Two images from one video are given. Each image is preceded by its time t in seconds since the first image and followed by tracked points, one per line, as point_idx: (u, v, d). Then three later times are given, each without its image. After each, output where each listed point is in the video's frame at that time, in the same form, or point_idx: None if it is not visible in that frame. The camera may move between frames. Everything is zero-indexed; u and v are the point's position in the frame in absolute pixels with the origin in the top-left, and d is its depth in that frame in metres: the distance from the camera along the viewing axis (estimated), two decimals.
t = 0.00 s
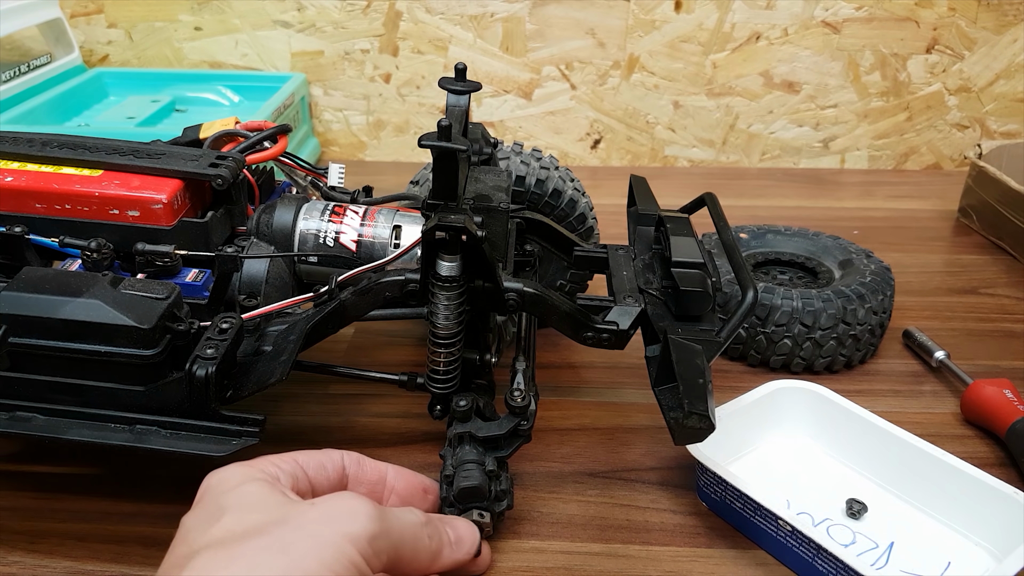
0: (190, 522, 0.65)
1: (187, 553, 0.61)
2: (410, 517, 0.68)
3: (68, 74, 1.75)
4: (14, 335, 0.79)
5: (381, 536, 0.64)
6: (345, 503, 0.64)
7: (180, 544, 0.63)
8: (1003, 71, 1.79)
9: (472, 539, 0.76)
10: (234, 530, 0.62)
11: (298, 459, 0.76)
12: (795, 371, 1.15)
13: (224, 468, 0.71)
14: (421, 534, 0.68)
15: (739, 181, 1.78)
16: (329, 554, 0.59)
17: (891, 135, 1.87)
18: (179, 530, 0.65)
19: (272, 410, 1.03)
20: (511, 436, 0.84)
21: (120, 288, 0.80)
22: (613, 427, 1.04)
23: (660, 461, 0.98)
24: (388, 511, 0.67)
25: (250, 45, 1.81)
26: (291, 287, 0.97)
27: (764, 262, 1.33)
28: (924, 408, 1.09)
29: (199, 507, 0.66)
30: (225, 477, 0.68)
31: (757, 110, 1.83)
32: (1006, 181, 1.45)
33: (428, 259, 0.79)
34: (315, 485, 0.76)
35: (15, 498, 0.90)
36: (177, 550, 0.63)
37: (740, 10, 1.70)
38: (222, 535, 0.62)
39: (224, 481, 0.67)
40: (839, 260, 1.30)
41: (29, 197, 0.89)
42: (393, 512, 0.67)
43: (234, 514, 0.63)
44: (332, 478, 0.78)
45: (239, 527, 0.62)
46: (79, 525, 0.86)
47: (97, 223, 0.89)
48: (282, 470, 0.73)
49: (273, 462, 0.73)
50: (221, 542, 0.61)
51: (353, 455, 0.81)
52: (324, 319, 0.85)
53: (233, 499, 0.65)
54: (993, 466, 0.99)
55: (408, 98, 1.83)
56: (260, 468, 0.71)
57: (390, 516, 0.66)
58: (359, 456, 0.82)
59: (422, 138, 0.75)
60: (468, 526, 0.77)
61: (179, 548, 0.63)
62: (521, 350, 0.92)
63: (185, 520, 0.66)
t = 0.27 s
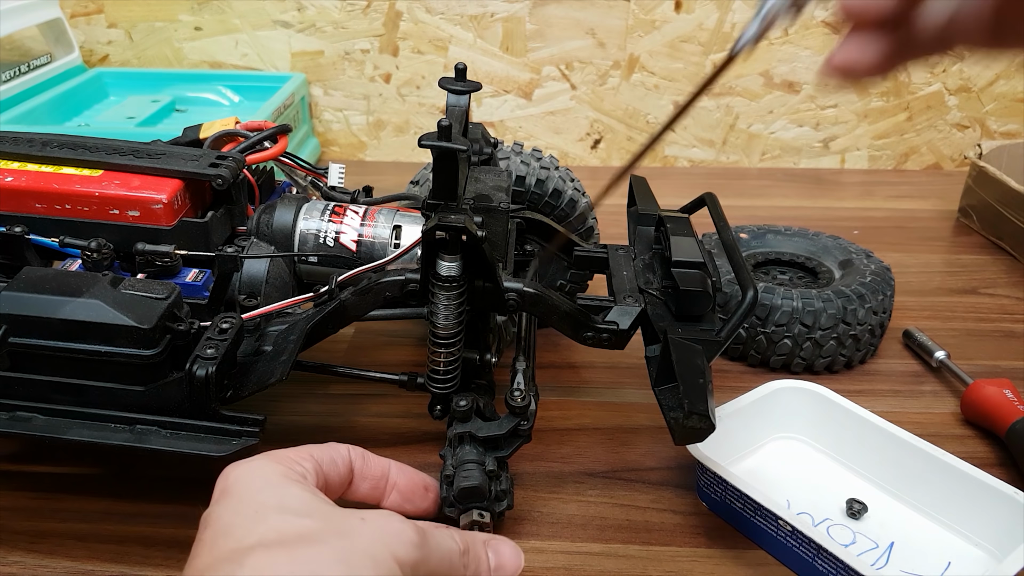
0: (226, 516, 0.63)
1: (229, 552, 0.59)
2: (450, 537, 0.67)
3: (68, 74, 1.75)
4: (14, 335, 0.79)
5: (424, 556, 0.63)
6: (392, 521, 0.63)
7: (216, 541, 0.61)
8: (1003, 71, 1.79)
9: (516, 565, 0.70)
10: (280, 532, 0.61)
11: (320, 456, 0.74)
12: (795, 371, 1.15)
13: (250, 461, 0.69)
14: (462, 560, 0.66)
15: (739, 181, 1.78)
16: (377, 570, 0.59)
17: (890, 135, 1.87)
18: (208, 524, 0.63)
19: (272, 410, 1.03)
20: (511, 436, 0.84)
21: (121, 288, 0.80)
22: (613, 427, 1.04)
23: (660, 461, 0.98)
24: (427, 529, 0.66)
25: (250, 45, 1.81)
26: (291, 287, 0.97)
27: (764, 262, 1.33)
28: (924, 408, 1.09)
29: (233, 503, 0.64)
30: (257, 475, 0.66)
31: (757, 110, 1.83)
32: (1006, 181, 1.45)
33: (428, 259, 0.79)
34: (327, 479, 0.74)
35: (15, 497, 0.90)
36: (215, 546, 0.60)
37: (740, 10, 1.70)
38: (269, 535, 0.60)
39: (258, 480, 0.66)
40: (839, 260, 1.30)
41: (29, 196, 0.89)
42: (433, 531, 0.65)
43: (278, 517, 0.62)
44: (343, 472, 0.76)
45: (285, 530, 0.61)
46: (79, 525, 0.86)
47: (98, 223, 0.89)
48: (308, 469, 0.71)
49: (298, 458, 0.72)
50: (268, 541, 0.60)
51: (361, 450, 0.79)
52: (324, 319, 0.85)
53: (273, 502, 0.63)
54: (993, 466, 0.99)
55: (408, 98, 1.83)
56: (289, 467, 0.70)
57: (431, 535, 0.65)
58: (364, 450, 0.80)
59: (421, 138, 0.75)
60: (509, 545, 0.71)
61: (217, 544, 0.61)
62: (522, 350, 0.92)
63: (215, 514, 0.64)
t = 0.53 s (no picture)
0: (230, 516, 0.62)
1: (238, 550, 0.59)
2: (447, 529, 0.69)
3: (68, 74, 1.75)
4: (13, 335, 0.78)
5: (430, 548, 0.64)
6: (398, 515, 0.64)
7: (222, 540, 0.60)
8: (1003, 71, 1.79)
9: (507, 548, 0.74)
10: (289, 530, 0.60)
11: (319, 456, 0.74)
12: (795, 371, 1.15)
13: (247, 463, 0.69)
14: (461, 550, 0.68)
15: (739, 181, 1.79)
16: (389, 563, 0.59)
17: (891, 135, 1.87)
18: (210, 526, 0.62)
19: (271, 410, 1.03)
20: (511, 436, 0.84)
21: (121, 288, 0.80)
22: (613, 427, 1.04)
23: (660, 461, 0.98)
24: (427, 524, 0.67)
25: (250, 45, 1.81)
26: (291, 286, 0.97)
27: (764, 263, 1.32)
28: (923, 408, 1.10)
29: (236, 504, 0.63)
30: (259, 476, 0.66)
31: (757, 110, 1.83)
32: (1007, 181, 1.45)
33: (428, 259, 0.79)
34: (327, 480, 0.74)
35: (15, 498, 0.90)
36: (222, 546, 0.60)
37: (740, 10, 1.70)
38: (278, 533, 0.60)
39: (261, 480, 0.66)
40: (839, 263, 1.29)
41: (29, 196, 0.89)
42: (433, 526, 0.67)
43: (286, 514, 0.62)
44: (342, 474, 0.76)
45: (294, 527, 0.61)
46: (79, 525, 0.86)
47: (97, 223, 0.89)
48: (307, 469, 0.72)
49: (297, 459, 0.72)
50: (280, 539, 0.59)
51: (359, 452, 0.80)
52: (324, 319, 0.85)
53: (278, 501, 0.63)
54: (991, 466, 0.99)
55: (408, 98, 1.83)
56: (289, 467, 0.70)
57: (432, 528, 0.66)
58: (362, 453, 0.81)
59: (421, 138, 0.75)
60: (501, 533, 0.76)
61: (224, 544, 0.60)
62: (521, 350, 0.92)
63: (217, 515, 0.63)
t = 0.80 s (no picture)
0: (231, 517, 0.62)
1: (239, 551, 0.59)
2: (446, 527, 0.69)
3: (68, 74, 1.75)
4: (13, 335, 0.78)
5: (431, 547, 0.64)
6: (398, 514, 0.64)
7: (223, 541, 0.60)
8: (1003, 71, 1.79)
9: (505, 546, 0.75)
10: (290, 529, 0.60)
11: (318, 456, 0.74)
12: (795, 371, 1.15)
13: (247, 464, 0.69)
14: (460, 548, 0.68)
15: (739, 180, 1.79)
16: (391, 561, 0.59)
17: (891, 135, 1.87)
18: (211, 527, 0.62)
19: (271, 410, 1.03)
20: (511, 436, 0.84)
21: (121, 288, 0.80)
22: (613, 427, 1.04)
23: (660, 461, 0.98)
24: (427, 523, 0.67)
25: (250, 45, 1.81)
26: (291, 286, 0.97)
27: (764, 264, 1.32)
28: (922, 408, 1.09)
29: (237, 504, 0.63)
30: (260, 477, 0.66)
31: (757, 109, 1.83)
32: (1006, 181, 1.45)
33: (428, 258, 0.79)
34: (328, 480, 0.74)
35: (15, 498, 0.90)
36: (223, 546, 0.60)
37: (740, 10, 1.70)
38: (280, 533, 0.60)
39: (262, 481, 0.66)
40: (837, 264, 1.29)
41: (29, 196, 0.89)
42: (433, 524, 0.68)
43: (287, 514, 0.62)
44: (341, 473, 0.76)
45: (295, 526, 0.61)
46: (79, 525, 0.86)
47: (97, 223, 0.89)
48: (307, 469, 0.72)
49: (297, 459, 0.72)
50: (281, 539, 0.59)
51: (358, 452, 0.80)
52: (324, 319, 0.85)
53: (279, 501, 0.63)
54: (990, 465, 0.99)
55: (408, 98, 1.83)
56: (289, 467, 0.70)
57: (432, 526, 0.67)
58: (362, 453, 0.80)
59: (421, 138, 0.75)
60: (499, 531, 0.76)
61: (225, 545, 0.60)
62: (521, 350, 0.92)
63: (218, 516, 0.63)
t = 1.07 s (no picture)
0: (231, 517, 0.62)
1: (239, 551, 0.59)
2: (446, 527, 0.69)
3: (68, 74, 1.75)
4: (13, 334, 0.78)
5: (430, 547, 0.64)
6: (396, 515, 0.64)
7: (223, 541, 0.60)
8: (1003, 71, 1.79)
9: (503, 545, 0.75)
10: (290, 529, 0.60)
11: (318, 456, 0.74)
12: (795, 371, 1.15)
13: (247, 464, 0.69)
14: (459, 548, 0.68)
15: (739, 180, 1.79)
16: (391, 561, 0.59)
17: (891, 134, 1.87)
18: (211, 527, 0.62)
19: (271, 410, 1.03)
20: (511, 436, 0.84)
21: (121, 288, 0.80)
22: (613, 427, 1.04)
23: (660, 461, 0.98)
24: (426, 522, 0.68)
25: (250, 45, 1.81)
26: (291, 286, 0.97)
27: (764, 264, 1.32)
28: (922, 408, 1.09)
29: (237, 504, 0.63)
30: (260, 477, 0.66)
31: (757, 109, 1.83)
32: (1006, 181, 1.45)
33: (427, 258, 0.79)
34: (328, 480, 0.74)
35: (15, 498, 0.90)
36: (223, 546, 0.60)
37: (740, 10, 1.70)
38: (280, 533, 0.60)
39: (261, 481, 0.66)
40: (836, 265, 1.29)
41: (28, 196, 0.89)
42: (433, 524, 0.68)
43: (287, 514, 0.62)
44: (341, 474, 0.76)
45: (295, 526, 0.61)
46: (79, 525, 0.86)
47: (97, 223, 0.89)
48: (307, 468, 0.72)
49: (297, 459, 0.72)
50: (281, 539, 0.59)
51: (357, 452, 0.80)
52: (324, 319, 0.85)
53: (279, 500, 0.63)
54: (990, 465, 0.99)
55: (408, 98, 1.83)
56: (289, 467, 0.70)
57: (431, 526, 0.67)
58: (362, 453, 0.80)
59: (421, 138, 0.75)
60: (497, 531, 0.76)
61: (225, 545, 0.60)
62: (521, 350, 0.92)
63: (219, 515, 0.63)
